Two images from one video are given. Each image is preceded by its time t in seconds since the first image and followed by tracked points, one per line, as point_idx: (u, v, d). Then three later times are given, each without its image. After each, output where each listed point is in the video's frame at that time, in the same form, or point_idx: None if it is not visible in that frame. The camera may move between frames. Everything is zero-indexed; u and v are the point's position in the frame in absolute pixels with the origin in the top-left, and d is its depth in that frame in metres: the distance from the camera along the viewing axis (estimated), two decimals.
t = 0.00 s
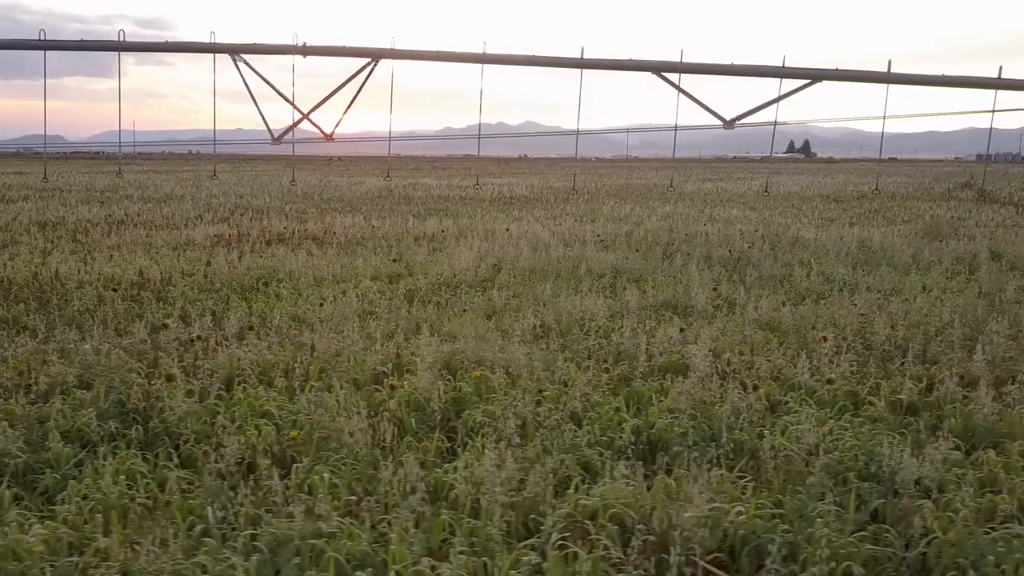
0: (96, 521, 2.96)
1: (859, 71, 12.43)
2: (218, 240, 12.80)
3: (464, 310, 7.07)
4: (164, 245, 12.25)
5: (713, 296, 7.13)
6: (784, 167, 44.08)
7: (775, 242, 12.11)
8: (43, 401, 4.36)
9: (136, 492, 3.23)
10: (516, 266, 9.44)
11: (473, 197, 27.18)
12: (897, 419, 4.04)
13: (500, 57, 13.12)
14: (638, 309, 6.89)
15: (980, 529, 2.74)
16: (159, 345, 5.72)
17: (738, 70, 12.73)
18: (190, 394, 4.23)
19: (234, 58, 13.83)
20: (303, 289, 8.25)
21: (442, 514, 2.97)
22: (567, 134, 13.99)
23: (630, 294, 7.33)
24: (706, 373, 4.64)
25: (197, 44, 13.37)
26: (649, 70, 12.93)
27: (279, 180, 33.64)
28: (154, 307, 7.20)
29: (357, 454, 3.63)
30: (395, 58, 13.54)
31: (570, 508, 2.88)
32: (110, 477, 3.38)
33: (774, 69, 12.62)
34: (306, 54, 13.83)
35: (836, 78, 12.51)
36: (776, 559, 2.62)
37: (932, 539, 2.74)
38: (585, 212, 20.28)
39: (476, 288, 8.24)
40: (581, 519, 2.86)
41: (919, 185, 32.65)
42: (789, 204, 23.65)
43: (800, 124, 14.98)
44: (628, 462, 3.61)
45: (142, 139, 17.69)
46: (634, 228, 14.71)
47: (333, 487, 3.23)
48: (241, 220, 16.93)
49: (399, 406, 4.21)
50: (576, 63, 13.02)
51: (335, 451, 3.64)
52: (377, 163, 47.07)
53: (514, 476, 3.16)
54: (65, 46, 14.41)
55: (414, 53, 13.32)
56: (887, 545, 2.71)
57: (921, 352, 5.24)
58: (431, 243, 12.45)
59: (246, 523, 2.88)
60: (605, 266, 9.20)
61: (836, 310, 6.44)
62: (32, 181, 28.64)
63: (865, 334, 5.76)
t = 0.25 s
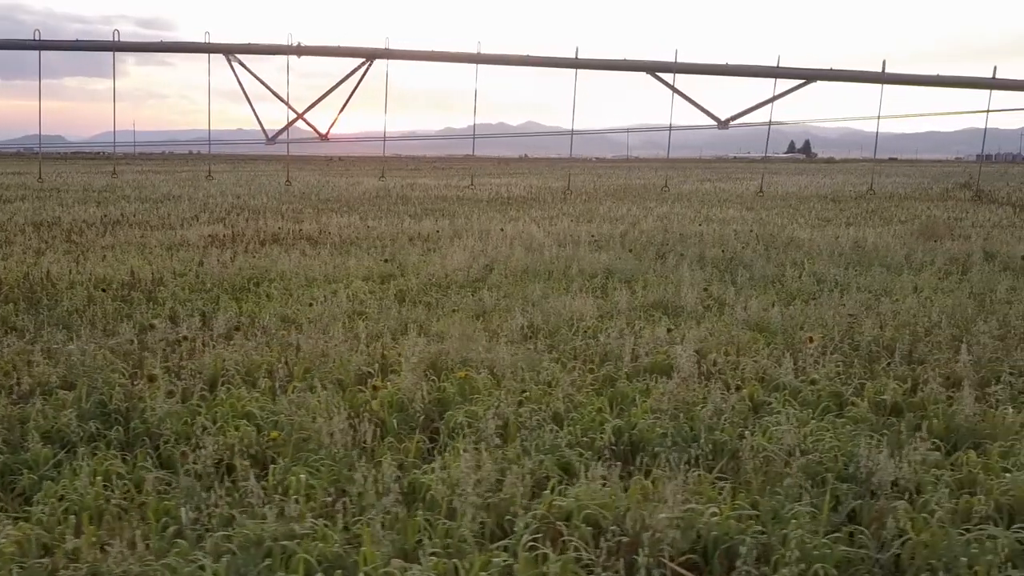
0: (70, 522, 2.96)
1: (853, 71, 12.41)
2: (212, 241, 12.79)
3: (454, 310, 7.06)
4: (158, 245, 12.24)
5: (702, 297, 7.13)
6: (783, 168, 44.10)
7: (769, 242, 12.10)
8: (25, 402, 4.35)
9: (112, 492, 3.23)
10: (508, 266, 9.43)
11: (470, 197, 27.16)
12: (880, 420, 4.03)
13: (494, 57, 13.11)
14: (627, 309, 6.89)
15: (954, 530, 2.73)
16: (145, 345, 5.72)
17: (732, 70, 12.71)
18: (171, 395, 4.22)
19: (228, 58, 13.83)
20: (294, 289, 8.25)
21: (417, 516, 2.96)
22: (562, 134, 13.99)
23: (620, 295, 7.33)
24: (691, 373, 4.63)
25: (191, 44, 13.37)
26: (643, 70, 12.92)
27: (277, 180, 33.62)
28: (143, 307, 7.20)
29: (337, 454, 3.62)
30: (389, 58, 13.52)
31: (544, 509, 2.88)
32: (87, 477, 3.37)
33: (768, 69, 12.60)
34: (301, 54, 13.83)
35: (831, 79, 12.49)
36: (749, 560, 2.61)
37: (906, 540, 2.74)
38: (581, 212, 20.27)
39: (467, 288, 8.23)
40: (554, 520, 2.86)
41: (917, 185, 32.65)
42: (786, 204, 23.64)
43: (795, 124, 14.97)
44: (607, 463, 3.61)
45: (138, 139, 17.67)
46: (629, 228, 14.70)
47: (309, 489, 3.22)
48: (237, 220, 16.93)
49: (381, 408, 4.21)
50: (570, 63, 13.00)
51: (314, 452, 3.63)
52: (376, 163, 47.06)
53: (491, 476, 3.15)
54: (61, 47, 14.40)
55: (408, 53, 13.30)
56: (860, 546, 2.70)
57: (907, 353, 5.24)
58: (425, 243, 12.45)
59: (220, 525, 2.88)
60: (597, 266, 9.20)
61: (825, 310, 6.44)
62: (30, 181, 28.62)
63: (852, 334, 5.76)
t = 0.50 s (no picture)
0: (38, 524, 2.95)
1: (847, 72, 12.38)
2: (205, 241, 12.79)
3: (441, 310, 7.06)
4: (151, 245, 12.23)
5: (690, 297, 7.12)
6: (781, 168, 44.10)
7: (763, 242, 12.08)
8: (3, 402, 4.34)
9: (83, 493, 3.22)
10: (498, 266, 9.43)
11: (467, 197, 27.13)
12: (858, 420, 4.02)
13: (488, 57, 13.10)
14: (614, 309, 6.88)
15: (923, 532, 2.73)
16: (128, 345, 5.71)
17: (725, 70, 12.69)
18: (148, 396, 4.21)
19: (222, 58, 13.84)
20: (283, 289, 8.26)
21: (387, 517, 2.95)
22: (556, 135, 13.98)
23: (608, 295, 7.32)
24: (672, 374, 4.62)
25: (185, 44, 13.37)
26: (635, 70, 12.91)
27: (275, 180, 33.60)
28: (130, 307, 7.19)
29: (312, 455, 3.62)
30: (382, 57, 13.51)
31: (513, 511, 2.88)
32: (59, 478, 3.36)
33: (761, 69, 12.58)
34: (294, 54, 13.84)
35: (824, 79, 12.48)
36: (715, 562, 2.60)
37: (875, 542, 2.73)
38: (577, 213, 20.26)
39: (456, 288, 8.23)
40: (522, 522, 2.85)
41: (915, 185, 32.61)
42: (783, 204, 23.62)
43: (790, 124, 14.95)
44: (582, 464, 3.60)
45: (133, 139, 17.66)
46: (623, 228, 14.69)
47: (281, 490, 3.22)
48: (232, 220, 16.93)
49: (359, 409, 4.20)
50: (564, 63, 12.99)
51: (289, 452, 3.62)
52: (375, 163, 47.03)
53: (463, 478, 3.14)
54: (54, 47, 14.40)
55: (402, 53, 13.29)
56: (829, 548, 2.70)
57: (890, 353, 5.23)
58: (418, 243, 12.44)
59: (188, 526, 2.87)
60: (587, 267, 9.20)
61: (811, 310, 6.43)
62: (27, 181, 28.63)
63: (837, 334, 5.75)
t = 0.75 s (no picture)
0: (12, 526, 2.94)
1: (841, 72, 12.37)
2: (200, 241, 12.79)
3: (431, 310, 7.05)
4: (145, 245, 12.24)
5: (680, 297, 7.12)
6: (780, 167, 44.12)
7: (756, 243, 12.09)
8: None
9: (59, 494, 3.21)
10: (490, 266, 9.43)
11: (465, 198, 27.13)
12: (841, 421, 4.01)
13: (482, 57, 13.09)
14: (603, 309, 6.88)
15: (898, 533, 2.72)
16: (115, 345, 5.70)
17: (719, 70, 12.68)
18: (131, 396, 4.20)
19: (216, 58, 13.85)
20: (274, 289, 8.26)
21: (362, 520, 2.94)
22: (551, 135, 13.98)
23: (598, 295, 7.32)
24: (657, 375, 4.61)
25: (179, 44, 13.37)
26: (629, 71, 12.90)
27: (273, 180, 33.61)
28: (120, 307, 7.19)
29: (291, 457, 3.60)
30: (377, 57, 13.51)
31: (489, 513, 2.87)
32: (36, 479, 3.35)
33: (755, 69, 12.58)
34: (289, 54, 13.85)
35: (818, 79, 12.47)
36: (687, 564, 2.59)
37: (849, 544, 2.72)
38: (573, 213, 20.27)
39: (446, 289, 8.23)
40: (497, 524, 2.84)
41: (913, 185, 32.61)
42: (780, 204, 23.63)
43: (785, 124, 14.94)
44: (563, 465, 3.59)
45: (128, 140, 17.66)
46: (619, 228, 14.69)
47: (258, 491, 3.21)
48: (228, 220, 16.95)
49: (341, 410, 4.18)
50: (558, 63, 12.98)
51: (268, 454, 3.61)
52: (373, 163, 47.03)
53: (440, 478, 3.13)
54: (49, 47, 14.40)
55: (396, 53, 13.28)
56: (803, 550, 2.69)
57: (877, 354, 5.22)
58: (413, 243, 12.44)
59: (162, 527, 2.86)
60: (579, 267, 9.20)
61: (800, 310, 6.42)
62: (24, 181, 28.64)
63: (825, 334, 5.75)
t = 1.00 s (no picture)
0: None
1: (836, 72, 12.36)
2: (195, 241, 12.80)
3: (420, 310, 7.04)
4: (139, 245, 12.25)
5: (671, 297, 7.11)
6: (779, 168, 44.13)
7: (750, 243, 12.09)
8: None
9: (36, 496, 3.20)
10: (483, 266, 9.43)
11: (462, 198, 27.13)
12: (825, 422, 4.00)
13: (477, 57, 13.08)
14: (593, 309, 6.87)
15: (874, 535, 2.71)
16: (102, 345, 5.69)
17: (713, 70, 12.66)
18: (113, 397, 4.20)
19: (211, 58, 13.85)
20: (265, 289, 8.25)
21: (338, 522, 2.94)
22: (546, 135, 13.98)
23: (589, 295, 7.32)
24: (642, 375, 4.60)
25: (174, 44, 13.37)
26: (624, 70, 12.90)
27: (271, 180, 33.63)
28: (110, 308, 7.18)
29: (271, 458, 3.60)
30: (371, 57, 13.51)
31: (464, 514, 2.86)
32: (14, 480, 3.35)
33: (750, 69, 12.56)
34: (284, 54, 13.86)
35: (813, 79, 12.46)
36: (661, 566, 2.59)
37: (825, 546, 2.71)
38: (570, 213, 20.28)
39: (438, 289, 8.23)
40: (472, 526, 2.83)
41: (911, 185, 32.62)
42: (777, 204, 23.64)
43: (781, 124, 14.94)
44: (544, 466, 3.58)
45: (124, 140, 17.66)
46: (614, 228, 14.70)
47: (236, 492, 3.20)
48: (224, 221, 16.96)
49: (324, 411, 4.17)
50: (552, 63, 12.97)
51: (249, 454, 3.60)
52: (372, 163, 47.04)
53: (418, 479, 3.12)
54: (44, 47, 14.40)
55: (390, 53, 13.27)
56: (778, 553, 2.68)
57: (864, 354, 5.21)
58: (407, 243, 12.44)
59: (137, 529, 2.85)
60: (572, 267, 9.20)
61: (790, 310, 6.42)
62: (22, 181, 28.66)
63: (813, 335, 5.74)
